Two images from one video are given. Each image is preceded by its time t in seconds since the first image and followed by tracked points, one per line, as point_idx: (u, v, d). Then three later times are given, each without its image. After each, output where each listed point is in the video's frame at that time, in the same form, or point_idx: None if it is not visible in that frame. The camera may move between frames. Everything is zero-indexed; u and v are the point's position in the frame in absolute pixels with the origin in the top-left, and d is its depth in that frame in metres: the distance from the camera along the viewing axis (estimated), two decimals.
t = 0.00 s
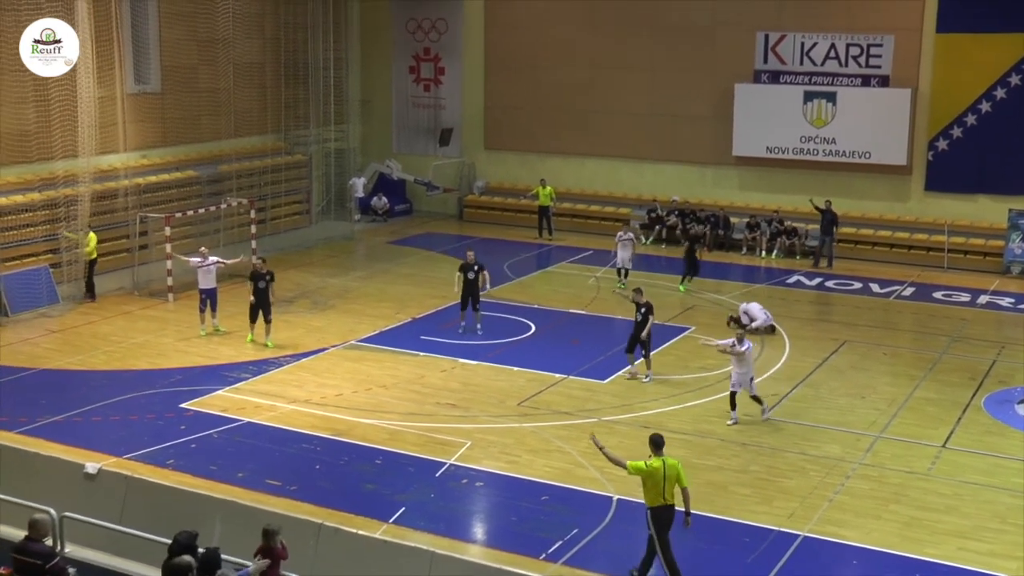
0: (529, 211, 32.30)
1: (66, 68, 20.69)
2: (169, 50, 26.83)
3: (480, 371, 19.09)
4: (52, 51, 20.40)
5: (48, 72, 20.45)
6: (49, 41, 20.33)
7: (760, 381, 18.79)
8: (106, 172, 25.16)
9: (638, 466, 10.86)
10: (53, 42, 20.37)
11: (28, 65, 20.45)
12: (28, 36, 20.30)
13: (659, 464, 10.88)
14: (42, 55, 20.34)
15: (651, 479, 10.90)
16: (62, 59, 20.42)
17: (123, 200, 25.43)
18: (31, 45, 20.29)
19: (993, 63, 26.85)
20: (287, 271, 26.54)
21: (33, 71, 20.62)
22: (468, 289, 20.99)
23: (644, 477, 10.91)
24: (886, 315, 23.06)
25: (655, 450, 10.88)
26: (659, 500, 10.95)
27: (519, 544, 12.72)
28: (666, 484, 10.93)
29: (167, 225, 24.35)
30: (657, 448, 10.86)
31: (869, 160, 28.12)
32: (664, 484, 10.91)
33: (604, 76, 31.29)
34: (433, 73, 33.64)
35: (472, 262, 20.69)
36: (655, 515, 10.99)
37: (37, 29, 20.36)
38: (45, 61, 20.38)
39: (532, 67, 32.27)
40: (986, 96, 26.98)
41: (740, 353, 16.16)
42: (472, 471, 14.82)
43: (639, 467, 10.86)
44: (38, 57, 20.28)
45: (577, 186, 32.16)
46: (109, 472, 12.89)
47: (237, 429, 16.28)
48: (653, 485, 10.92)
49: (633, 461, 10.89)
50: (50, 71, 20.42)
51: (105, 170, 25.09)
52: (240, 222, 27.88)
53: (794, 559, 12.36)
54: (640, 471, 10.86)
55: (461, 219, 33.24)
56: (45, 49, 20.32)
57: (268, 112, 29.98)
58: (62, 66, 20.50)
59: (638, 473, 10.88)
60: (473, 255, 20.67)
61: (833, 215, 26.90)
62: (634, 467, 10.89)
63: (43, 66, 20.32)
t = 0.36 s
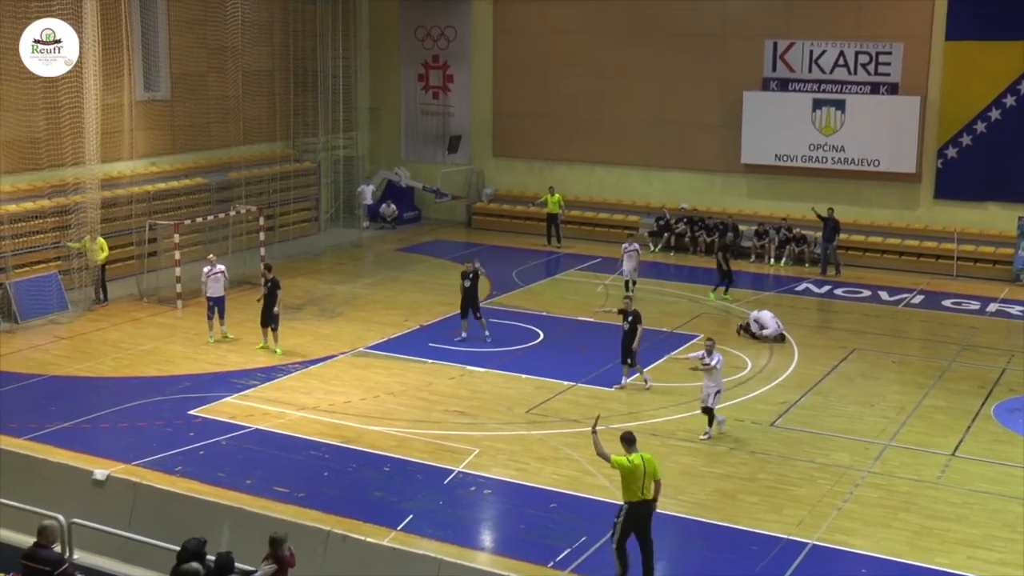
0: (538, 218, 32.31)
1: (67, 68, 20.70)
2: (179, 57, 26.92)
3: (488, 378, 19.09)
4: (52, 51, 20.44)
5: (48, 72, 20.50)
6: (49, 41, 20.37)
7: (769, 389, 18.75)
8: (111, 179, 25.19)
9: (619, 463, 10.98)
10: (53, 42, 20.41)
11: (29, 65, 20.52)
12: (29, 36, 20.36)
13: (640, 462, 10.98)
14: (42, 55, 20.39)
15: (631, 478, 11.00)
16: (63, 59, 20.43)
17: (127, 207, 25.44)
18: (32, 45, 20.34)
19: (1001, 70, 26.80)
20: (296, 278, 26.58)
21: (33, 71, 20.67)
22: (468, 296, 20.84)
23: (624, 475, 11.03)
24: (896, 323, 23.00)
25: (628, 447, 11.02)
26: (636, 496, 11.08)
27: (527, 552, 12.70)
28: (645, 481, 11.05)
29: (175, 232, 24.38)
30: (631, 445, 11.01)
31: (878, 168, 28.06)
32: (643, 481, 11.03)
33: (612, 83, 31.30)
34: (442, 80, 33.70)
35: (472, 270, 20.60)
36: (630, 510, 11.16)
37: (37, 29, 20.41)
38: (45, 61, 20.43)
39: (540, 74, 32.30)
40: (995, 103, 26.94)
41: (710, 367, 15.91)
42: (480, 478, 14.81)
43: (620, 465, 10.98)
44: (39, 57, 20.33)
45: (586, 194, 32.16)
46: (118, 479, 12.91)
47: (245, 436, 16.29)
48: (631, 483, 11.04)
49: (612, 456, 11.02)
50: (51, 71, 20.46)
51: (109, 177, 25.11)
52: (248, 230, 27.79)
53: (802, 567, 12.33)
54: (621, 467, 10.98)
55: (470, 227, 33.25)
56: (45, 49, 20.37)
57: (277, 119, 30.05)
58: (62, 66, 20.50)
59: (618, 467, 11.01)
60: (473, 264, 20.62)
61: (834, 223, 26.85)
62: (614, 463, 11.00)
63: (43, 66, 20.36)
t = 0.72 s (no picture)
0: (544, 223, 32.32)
1: (67, 69, 20.76)
2: (184, 62, 26.94)
3: (495, 384, 19.09)
4: (52, 51, 20.51)
5: (48, 72, 20.57)
6: (49, 41, 20.45)
7: (775, 395, 18.73)
8: (115, 185, 25.18)
9: (589, 463, 11.30)
10: (53, 42, 20.49)
11: (29, 65, 20.60)
12: (29, 36, 20.46)
13: (609, 462, 11.31)
14: (42, 55, 20.48)
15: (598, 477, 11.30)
16: (62, 59, 20.48)
17: (132, 213, 25.43)
18: (32, 45, 20.43)
19: (1007, 75, 26.77)
20: (303, 284, 26.62)
21: (34, 72, 20.76)
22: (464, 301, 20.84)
23: (591, 475, 11.33)
24: (903, 328, 22.97)
25: (599, 447, 11.35)
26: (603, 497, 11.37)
27: (532, 557, 12.70)
28: (612, 481, 11.35)
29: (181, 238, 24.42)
30: (601, 445, 11.33)
31: (885, 173, 28.04)
32: (611, 481, 11.31)
33: (618, 89, 31.31)
34: (448, 86, 33.76)
35: (463, 275, 20.61)
36: (598, 511, 11.45)
37: (37, 29, 20.51)
38: (45, 61, 20.51)
39: (546, 80, 32.33)
40: (1002, 109, 26.89)
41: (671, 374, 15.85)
42: (486, 484, 14.80)
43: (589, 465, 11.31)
44: (39, 57, 20.42)
45: (592, 199, 32.16)
46: (123, 484, 12.92)
47: (251, 441, 16.31)
48: (599, 482, 11.31)
49: (581, 458, 11.35)
50: (50, 71, 20.53)
51: (113, 183, 25.10)
52: (256, 235, 27.97)
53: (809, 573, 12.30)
54: (590, 467, 11.29)
55: (476, 232, 33.28)
56: (45, 49, 20.45)
57: (284, 125, 30.07)
58: (62, 66, 20.56)
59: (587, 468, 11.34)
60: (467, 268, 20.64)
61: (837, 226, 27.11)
62: (582, 465, 11.34)
63: (43, 66, 20.44)
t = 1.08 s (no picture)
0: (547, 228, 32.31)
1: (67, 69, 20.78)
2: (187, 67, 26.92)
3: (497, 389, 19.08)
4: (52, 51, 20.54)
5: (48, 72, 20.59)
6: (48, 41, 20.49)
7: (779, 400, 18.71)
8: (118, 191, 25.20)
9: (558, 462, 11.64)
10: (53, 42, 20.52)
11: (29, 65, 20.63)
12: (29, 36, 20.50)
13: (577, 460, 11.67)
14: (42, 55, 20.51)
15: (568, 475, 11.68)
16: (62, 59, 20.50)
17: (136, 218, 25.52)
18: (32, 45, 20.47)
19: (1010, 81, 26.74)
20: (306, 289, 26.63)
21: (34, 72, 20.79)
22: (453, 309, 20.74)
23: (561, 472, 11.70)
24: (906, 333, 22.95)
25: (571, 446, 11.70)
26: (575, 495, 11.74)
27: (535, 563, 12.69)
28: (582, 478, 11.73)
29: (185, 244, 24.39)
30: (573, 443, 11.66)
31: (887, 178, 28.03)
32: (580, 478, 11.70)
33: (621, 94, 31.33)
34: (451, 91, 33.77)
35: (450, 281, 20.56)
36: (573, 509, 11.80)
37: (37, 29, 20.54)
38: (45, 61, 20.53)
39: (549, 85, 32.35)
40: (1005, 114, 26.86)
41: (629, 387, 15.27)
42: (489, 489, 14.78)
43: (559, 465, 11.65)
44: (39, 57, 20.45)
45: (595, 204, 32.17)
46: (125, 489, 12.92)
47: (254, 446, 16.30)
48: (569, 480, 11.71)
49: (549, 457, 11.71)
50: (50, 71, 20.55)
51: (117, 188, 25.12)
52: (258, 240, 28.13)
53: None
54: (558, 465, 11.64)
55: (479, 237, 33.30)
56: (45, 49, 20.48)
57: (287, 130, 30.09)
58: (62, 65, 20.58)
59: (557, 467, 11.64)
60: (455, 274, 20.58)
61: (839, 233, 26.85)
62: (552, 463, 11.67)
63: (43, 66, 20.47)
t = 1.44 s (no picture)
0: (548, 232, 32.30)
1: (67, 69, 20.80)
2: (188, 72, 26.95)
3: (498, 393, 19.09)
4: (52, 51, 20.57)
5: (48, 72, 20.62)
6: (48, 41, 20.51)
7: (780, 405, 18.70)
8: (121, 196, 25.28)
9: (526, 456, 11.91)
10: (53, 42, 20.54)
11: (29, 65, 20.67)
12: (29, 36, 20.53)
13: (547, 454, 11.96)
14: (42, 55, 20.54)
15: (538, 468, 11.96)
16: (62, 59, 20.53)
17: (139, 222, 25.60)
18: (32, 45, 20.50)
19: (1011, 85, 26.75)
20: (307, 293, 26.62)
21: (34, 72, 20.82)
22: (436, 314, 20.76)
23: (530, 466, 11.97)
24: (907, 338, 22.95)
25: (540, 440, 12.04)
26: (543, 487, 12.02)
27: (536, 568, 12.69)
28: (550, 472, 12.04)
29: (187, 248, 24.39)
30: (542, 438, 12.01)
31: (888, 183, 28.03)
32: (549, 471, 12.00)
33: (622, 98, 31.34)
34: (452, 95, 33.81)
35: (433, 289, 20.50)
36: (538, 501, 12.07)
37: (38, 29, 20.57)
38: (45, 61, 20.56)
39: (551, 89, 32.37)
40: (1006, 118, 26.86)
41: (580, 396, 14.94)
42: (490, 494, 14.78)
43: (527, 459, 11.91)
44: (39, 57, 20.48)
45: (596, 209, 32.17)
46: (127, 494, 12.91)
47: (255, 451, 16.29)
48: (539, 473, 11.99)
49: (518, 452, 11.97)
50: (50, 71, 20.57)
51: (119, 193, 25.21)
52: (260, 244, 28.13)
53: None
54: (528, 460, 11.91)
55: (480, 242, 33.30)
56: (45, 49, 20.51)
57: (288, 134, 30.12)
58: (62, 65, 20.60)
59: (525, 461, 11.92)
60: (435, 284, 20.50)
61: (844, 238, 26.83)
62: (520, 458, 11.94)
63: (43, 66, 20.50)
